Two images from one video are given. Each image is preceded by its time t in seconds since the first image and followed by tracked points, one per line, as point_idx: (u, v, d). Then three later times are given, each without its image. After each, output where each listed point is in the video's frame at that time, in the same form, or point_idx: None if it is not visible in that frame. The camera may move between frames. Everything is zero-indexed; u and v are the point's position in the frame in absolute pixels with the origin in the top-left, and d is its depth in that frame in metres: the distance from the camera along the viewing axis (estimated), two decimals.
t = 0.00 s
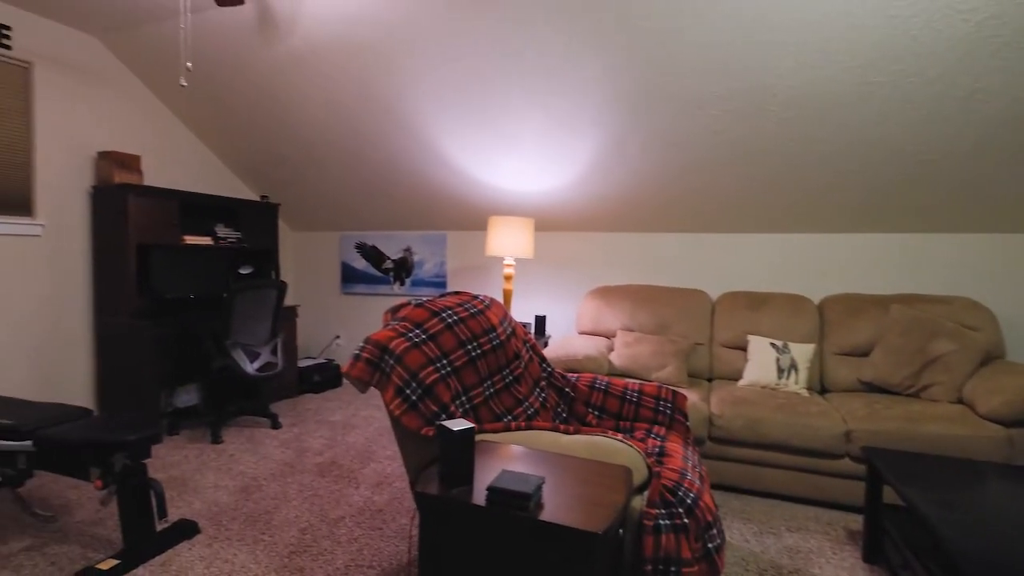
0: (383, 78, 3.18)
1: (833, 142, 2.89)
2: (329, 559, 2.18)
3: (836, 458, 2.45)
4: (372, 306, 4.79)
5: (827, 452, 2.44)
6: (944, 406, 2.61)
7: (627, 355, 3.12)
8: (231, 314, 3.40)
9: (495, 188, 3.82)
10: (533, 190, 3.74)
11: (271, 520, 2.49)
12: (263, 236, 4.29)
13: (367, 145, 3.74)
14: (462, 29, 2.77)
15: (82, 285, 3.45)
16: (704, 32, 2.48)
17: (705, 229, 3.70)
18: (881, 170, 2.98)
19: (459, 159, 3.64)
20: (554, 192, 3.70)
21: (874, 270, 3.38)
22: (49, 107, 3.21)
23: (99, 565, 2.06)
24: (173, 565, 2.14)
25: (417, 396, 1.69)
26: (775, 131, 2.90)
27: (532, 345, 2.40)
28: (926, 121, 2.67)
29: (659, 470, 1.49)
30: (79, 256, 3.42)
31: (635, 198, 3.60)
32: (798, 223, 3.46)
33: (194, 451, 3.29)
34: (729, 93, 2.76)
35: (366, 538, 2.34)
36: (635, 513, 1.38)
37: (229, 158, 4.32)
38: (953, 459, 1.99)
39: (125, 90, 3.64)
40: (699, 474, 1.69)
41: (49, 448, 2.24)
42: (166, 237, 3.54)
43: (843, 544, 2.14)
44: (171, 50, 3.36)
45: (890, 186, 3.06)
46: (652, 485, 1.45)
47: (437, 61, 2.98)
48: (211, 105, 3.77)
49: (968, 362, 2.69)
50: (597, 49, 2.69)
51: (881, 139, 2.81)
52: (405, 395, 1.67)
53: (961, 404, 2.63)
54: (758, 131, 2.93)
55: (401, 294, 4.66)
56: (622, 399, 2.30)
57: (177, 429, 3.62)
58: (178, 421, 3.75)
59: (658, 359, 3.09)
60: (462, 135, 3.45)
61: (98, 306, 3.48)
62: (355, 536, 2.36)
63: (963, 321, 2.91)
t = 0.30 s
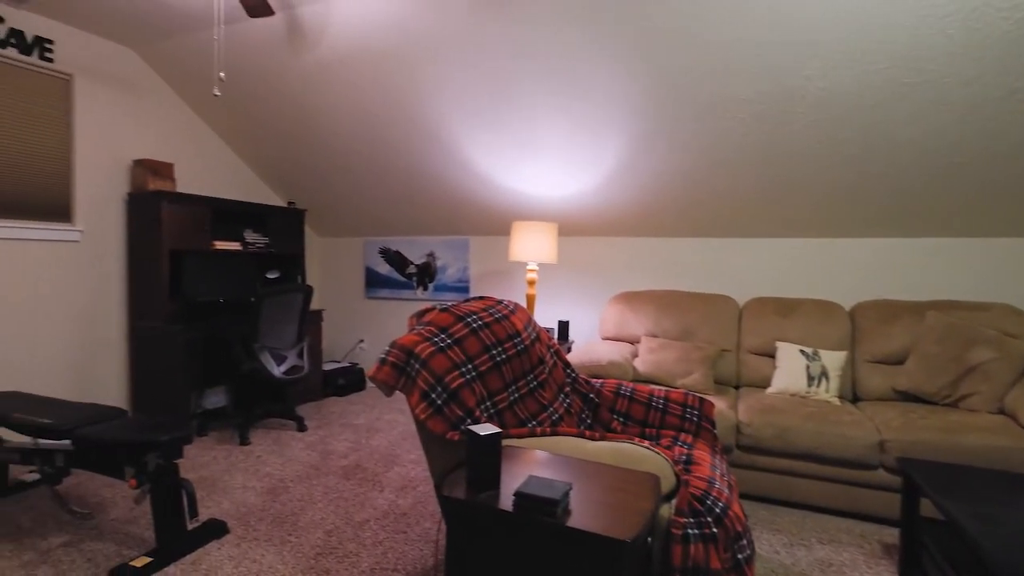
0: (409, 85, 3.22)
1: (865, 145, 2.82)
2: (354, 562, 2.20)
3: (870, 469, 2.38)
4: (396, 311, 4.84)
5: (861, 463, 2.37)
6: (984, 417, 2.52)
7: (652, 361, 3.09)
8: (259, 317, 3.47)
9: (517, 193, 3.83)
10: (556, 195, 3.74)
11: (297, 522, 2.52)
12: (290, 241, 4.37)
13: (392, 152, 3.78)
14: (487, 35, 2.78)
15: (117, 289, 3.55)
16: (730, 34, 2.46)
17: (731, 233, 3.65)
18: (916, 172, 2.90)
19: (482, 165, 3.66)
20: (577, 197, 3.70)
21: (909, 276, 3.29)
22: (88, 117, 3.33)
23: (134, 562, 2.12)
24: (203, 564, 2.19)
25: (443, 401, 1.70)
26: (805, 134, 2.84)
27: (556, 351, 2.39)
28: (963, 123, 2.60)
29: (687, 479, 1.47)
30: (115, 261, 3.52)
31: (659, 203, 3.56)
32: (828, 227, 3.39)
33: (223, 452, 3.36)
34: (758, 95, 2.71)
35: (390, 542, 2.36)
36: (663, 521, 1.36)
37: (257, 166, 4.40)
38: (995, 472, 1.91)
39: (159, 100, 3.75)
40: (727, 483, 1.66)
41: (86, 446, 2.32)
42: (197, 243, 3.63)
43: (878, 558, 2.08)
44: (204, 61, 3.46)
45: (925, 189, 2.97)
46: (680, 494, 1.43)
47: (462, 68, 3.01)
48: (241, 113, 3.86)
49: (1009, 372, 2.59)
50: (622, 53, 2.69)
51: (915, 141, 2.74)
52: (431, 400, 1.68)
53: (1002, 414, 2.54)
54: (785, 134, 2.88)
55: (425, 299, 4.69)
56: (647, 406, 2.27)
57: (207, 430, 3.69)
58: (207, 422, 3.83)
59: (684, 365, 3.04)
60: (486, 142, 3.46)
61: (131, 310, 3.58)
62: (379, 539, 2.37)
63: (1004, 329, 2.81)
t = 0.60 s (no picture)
0: (435, 93, 3.25)
1: (898, 147, 2.75)
2: (379, 565, 2.21)
3: (906, 481, 2.31)
4: (419, 315, 4.87)
5: (897, 474, 2.30)
6: None
7: (677, 367, 3.05)
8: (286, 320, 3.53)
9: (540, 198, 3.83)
10: (579, 200, 3.73)
11: (323, 523, 2.55)
12: (316, 245, 4.45)
13: (417, 158, 3.82)
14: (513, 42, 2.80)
15: (150, 293, 3.65)
16: (757, 36, 2.43)
17: (757, 238, 3.59)
18: (953, 175, 2.82)
19: (506, 171, 3.67)
20: (600, 202, 3.68)
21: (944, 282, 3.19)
22: (125, 127, 3.44)
23: (166, 561, 2.16)
24: (232, 563, 2.23)
25: (468, 405, 1.70)
26: (836, 136, 2.79)
27: (581, 356, 2.38)
28: (1003, 124, 2.52)
29: (716, 488, 1.45)
30: (148, 266, 3.63)
31: (685, 207, 3.53)
32: (859, 231, 3.31)
33: (250, 453, 3.42)
34: (787, 97, 2.67)
35: (415, 546, 2.36)
36: (692, 531, 1.34)
37: (285, 172, 4.49)
38: None
39: (192, 109, 3.86)
40: (757, 492, 1.63)
41: (121, 445, 2.37)
42: (227, 248, 3.71)
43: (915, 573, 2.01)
44: (236, 71, 3.54)
45: (963, 192, 2.88)
46: (709, 503, 1.41)
47: (486, 75, 3.03)
48: (271, 121, 3.94)
49: None
50: (648, 57, 2.68)
51: (952, 143, 2.66)
52: (456, 404, 1.69)
53: None
54: (815, 137, 2.83)
55: (447, 304, 4.72)
56: (673, 412, 2.24)
57: (235, 431, 3.76)
58: (236, 424, 3.90)
59: (710, 371, 3.00)
60: (510, 147, 3.48)
61: (163, 313, 3.67)
62: (403, 543, 2.38)
63: None
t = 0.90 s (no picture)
0: (458, 99, 3.28)
1: (933, 149, 2.68)
2: (404, 568, 2.22)
3: (944, 493, 2.23)
4: (442, 319, 4.90)
5: (934, 485, 2.23)
6: None
7: (704, 373, 3.00)
8: (312, 324, 3.58)
9: (563, 203, 3.83)
10: (603, 205, 3.72)
11: (348, 525, 2.58)
12: (341, 250, 4.51)
13: (440, 164, 3.86)
14: (536, 47, 2.81)
15: (182, 296, 3.74)
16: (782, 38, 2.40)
17: (784, 241, 3.53)
18: (992, 177, 2.73)
19: (529, 176, 3.68)
20: (624, 207, 3.67)
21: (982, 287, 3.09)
22: (159, 135, 3.55)
23: (196, 560, 2.21)
24: (260, 563, 2.26)
25: (493, 409, 1.70)
26: (868, 138, 2.73)
27: (606, 362, 2.36)
28: None
29: (746, 497, 1.42)
30: (180, 271, 3.72)
31: (710, 211, 3.49)
32: (892, 235, 3.22)
33: (277, 455, 3.47)
34: (817, 99, 2.62)
35: (439, 550, 2.37)
36: (723, 540, 1.32)
37: (311, 179, 4.57)
38: None
39: (222, 117, 3.96)
40: (788, 502, 1.59)
41: (155, 445, 2.43)
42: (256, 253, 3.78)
43: None
44: (266, 80, 3.62)
45: (1002, 195, 2.79)
46: (738, 512, 1.38)
47: (510, 81, 3.05)
48: (299, 129, 4.02)
49: None
50: (672, 60, 2.66)
51: (990, 144, 2.58)
52: (481, 408, 1.69)
53: None
54: (845, 139, 2.77)
55: (469, 308, 4.73)
56: (700, 419, 2.20)
57: (262, 433, 3.83)
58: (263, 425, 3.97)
59: (738, 378, 2.94)
60: (533, 152, 3.48)
61: (194, 317, 3.76)
62: (428, 547, 2.39)
63: None
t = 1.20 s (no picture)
0: (482, 104, 3.30)
1: (970, 150, 2.60)
2: (428, 570, 2.23)
3: (984, 505, 2.16)
4: (464, 323, 4.92)
5: (974, 497, 2.15)
6: None
7: (730, 379, 2.95)
8: (337, 327, 3.63)
9: (586, 206, 3.82)
10: (626, 208, 3.70)
11: (373, 527, 2.60)
12: (365, 254, 4.56)
13: (464, 169, 3.88)
14: (560, 51, 2.81)
15: (212, 299, 3.83)
16: (811, 37, 2.36)
17: (813, 245, 3.46)
18: None
19: (552, 180, 3.68)
20: (648, 210, 3.64)
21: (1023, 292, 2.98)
22: (191, 142, 3.65)
23: (226, 558, 2.25)
24: (288, 563, 2.29)
25: (518, 413, 1.70)
26: (900, 139, 2.66)
27: (631, 366, 2.34)
28: None
29: (777, 506, 1.39)
30: (210, 274, 3.81)
31: (735, 215, 3.44)
32: (926, 238, 3.13)
33: (303, 456, 3.52)
34: (848, 100, 2.56)
35: (462, 553, 2.37)
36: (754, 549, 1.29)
37: (337, 184, 4.63)
38: None
39: (251, 124, 4.05)
40: (820, 511, 1.56)
41: (187, 445, 2.48)
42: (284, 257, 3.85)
43: None
44: (294, 87, 3.69)
45: None
46: (769, 521, 1.36)
47: (534, 85, 3.05)
48: (325, 135, 4.09)
49: None
50: (699, 62, 2.63)
51: None
52: (506, 412, 1.69)
53: None
54: (877, 140, 2.70)
55: (491, 312, 4.74)
56: (728, 426, 2.17)
57: (288, 434, 3.89)
58: (289, 427, 4.03)
59: (766, 384, 2.89)
60: (556, 156, 3.48)
61: (223, 320, 3.84)
62: (452, 550, 2.39)
63: None
